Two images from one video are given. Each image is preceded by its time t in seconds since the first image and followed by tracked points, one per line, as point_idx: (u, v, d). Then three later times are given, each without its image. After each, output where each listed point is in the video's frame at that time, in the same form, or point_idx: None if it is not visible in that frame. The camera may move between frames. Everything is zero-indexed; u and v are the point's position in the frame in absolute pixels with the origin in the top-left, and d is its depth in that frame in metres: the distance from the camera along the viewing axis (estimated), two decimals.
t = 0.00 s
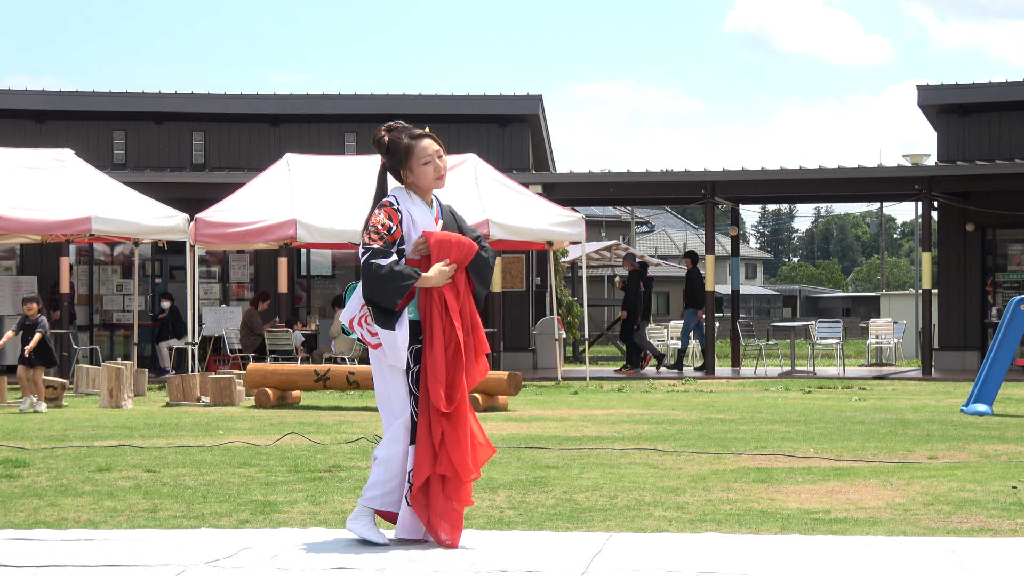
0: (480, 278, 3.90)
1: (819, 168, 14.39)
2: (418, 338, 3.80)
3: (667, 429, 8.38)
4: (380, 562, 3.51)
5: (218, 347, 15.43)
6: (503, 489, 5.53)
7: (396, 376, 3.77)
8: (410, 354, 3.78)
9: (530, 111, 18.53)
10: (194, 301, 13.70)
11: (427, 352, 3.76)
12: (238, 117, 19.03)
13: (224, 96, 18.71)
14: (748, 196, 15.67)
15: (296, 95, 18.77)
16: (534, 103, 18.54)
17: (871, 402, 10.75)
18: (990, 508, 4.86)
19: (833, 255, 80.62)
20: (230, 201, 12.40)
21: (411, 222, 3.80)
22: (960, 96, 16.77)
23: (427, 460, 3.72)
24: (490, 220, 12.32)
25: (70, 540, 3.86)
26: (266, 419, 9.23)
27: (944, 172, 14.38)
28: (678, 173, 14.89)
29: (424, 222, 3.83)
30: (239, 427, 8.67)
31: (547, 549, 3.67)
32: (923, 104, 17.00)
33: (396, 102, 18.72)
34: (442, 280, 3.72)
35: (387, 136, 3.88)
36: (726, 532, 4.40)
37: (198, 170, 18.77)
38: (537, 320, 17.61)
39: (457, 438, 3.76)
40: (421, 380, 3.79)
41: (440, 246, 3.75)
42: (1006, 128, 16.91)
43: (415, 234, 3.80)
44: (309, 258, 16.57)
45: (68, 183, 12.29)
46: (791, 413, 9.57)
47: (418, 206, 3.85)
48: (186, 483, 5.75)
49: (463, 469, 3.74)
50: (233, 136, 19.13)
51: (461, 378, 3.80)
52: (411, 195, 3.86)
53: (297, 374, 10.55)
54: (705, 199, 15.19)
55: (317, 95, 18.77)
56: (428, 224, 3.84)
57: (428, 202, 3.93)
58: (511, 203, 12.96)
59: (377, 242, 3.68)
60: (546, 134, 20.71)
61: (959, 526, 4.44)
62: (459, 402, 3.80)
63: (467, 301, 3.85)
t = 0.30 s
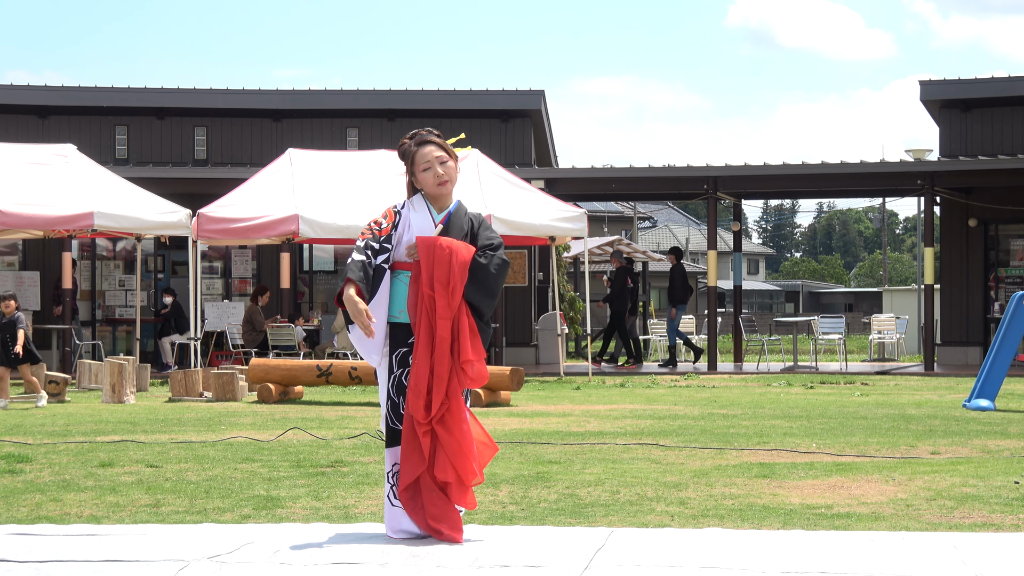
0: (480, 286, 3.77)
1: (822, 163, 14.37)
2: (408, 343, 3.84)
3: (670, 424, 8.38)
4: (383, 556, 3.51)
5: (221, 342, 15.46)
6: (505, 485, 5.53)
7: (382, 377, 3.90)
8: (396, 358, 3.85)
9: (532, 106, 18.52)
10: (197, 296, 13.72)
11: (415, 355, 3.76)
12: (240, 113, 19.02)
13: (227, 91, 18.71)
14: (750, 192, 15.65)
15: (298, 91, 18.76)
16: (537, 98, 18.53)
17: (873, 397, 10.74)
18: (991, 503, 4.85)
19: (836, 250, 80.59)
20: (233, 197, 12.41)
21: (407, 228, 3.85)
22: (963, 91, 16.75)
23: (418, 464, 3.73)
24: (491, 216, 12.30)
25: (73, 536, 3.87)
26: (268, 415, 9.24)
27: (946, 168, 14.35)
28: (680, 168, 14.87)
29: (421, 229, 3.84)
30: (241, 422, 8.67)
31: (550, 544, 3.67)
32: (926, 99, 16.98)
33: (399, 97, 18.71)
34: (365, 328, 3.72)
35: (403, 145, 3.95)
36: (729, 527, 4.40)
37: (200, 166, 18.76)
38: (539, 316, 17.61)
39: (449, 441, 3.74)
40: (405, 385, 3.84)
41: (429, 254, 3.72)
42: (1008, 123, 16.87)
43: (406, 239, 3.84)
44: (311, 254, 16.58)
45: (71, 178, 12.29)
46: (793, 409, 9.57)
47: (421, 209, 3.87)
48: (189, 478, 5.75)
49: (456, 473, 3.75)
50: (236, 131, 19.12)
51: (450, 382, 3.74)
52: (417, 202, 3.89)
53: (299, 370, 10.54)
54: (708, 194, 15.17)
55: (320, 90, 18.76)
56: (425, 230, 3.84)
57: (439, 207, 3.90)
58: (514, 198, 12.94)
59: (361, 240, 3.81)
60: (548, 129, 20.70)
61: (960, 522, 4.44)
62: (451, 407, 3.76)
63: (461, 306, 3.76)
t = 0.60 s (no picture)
0: (466, 286, 3.62)
1: (823, 158, 14.36)
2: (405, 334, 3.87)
3: (671, 419, 8.38)
4: (384, 551, 3.51)
5: (222, 337, 15.47)
6: (507, 480, 5.54)
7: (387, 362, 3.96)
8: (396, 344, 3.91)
9: (534, 101, 18.51)
10: (198, 291, 13.70)
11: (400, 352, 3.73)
12: (242, 107, 19.01)
13: (228, 86, 18.68)
14: (752, 187, 15.63)
15: (299, 85, 18.74)
16: (539, 93, 18.52)
17: (874, 392, 10.74)
18: (992, 498, 4.85)
19: (837, 245, 80.62)
20: (234, 192, 12.41)
21: (413, 217, 3.90)
22: (965, 86, 16.72)
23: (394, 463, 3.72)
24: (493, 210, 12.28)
25: (74, 531, 3.87)
26: (270, 410, 9.24)
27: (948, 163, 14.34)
28: (682, 163, 14.86)
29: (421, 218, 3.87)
30: (242, 417, 8.67)
31: (552, 539, 3.67)
32: (927, 95, 16.95)
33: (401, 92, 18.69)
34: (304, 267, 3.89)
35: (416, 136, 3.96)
36: (731, 522, 4.40)
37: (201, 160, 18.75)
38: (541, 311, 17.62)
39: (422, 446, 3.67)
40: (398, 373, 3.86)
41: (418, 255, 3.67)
42: (1010, 118, 16.84)
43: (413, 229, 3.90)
44: (313, 249, 16.58)
45: (72, 173, 12.28)
46: (794, 403, 9.57)
47: (429, 199, 3.91)
48: (191, 473, 5.76)
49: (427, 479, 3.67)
50: (237, 126, 19.11)
51: (422, 388, 3.64)
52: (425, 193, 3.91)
53: (300, 364, 10.55)
54: (710, 189, 15.15)
55: (321, 84, 18.74)
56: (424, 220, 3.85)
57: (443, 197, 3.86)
58: (516, 193, 12.92)
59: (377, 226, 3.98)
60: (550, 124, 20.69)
61: (962, 516, 4.44)
62: (429, 411, 3.66)
63: (447, 308, 3.66)
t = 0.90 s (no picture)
0: (460, 280, 3.59)
1: (824, 154, 14.34)
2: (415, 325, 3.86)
3: (672, 415, 8.38)
4: (386, 547, 3.51)
5: (223, 333, 15.48)
6: (508, 475, 5.54)
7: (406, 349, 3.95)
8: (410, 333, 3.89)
9: (535, 96, 18.50)
10: (198, 286, 13.69)
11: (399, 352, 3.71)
12: (242, 103, 18.99)
13: (228, 81, 18.66)
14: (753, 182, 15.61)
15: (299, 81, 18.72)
16: (540, 89, 18.51)
17: (875, 388, 10.75)
18: (993, 493, 4.85)
19: (838, 240, 80.64)
20: (234, 187, 12.40)
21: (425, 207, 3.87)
22: (966, 82, 16.70)
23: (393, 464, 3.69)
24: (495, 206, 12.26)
25: (75, 526, 3.87)
26: (270, 405, 9.25)
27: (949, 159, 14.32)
28: (682, 158, 14.85)
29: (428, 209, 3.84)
30: (243, 412, 8.68)
31: (552, 535, 3.67)
32: (928, 90, 16.94)
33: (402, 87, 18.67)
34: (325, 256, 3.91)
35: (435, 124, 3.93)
36: (731, 517, 4.40)
37: (202, 156, 18.74)
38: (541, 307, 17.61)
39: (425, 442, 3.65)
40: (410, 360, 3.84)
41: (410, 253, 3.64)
42: (1011, 113, 16.82)
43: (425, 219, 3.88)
44: (314, 245, 16.59)
45: (72, 169, 12.27)
46: (795, 399, 9.57)
47: (441, 188, 3.87)
48: (191, 469, 5.76)
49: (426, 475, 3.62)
50: (238, 122, 19.09)
51: (421, 384, 3.62)
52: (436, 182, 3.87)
53: (300, 360, 10.55)
54: (710, 185, 15.14)
55: (322, 80, 18.71)
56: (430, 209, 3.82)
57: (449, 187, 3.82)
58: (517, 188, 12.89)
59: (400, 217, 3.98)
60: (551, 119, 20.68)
61: (963, 512, 4.44)
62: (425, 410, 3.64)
63: (445, 305, 3.66)
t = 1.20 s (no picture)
0: (453, 274, 3.58)
1: (824, 149, 14.34)
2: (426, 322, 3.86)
3: (673, 411, 8.38)
4: (388, 543, 3.51)
5: (223, 330, 15.51)
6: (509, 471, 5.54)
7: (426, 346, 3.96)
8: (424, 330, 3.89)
9: (536, 93, 18.50)
10: (200, 284, 13.68)
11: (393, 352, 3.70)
12: (243, 99, 18.98)
13: (229, 77, 18.64)
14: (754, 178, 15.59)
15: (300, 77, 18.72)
16: (541, 85, 18.51)
17: (875, 383, 10.75)
18: (993, 489, 4.85)
19: (839, 236, 80.64)
20: (235, 183, 12.41)
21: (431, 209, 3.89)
22: (967, 77, 16.68)
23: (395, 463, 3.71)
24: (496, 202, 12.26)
25: (75, 523, 3.87)
26: (271, 402, 9.25)
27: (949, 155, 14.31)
28: (683, 154, 14.85)
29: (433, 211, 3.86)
30: (244, 409, 8.68)
31: (553, 531, 3.67)
32: (929, 86, 16.94)
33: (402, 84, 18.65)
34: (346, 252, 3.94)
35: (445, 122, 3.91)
36: (732, 513, 4.41)
37: (202, 152, 18.73)
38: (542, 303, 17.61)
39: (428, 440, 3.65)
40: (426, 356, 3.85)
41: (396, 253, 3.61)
42: (1012, 109, 16.79)
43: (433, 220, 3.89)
44: (314, 241, 16.59)
45: (73, 165, 12.26)
46: (796, 395, 9.57)
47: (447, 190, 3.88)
48: (192, 465, 5.76)
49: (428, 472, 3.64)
50: (238, 118, 19.08)
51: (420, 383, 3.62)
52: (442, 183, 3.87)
53: (301, 357, 10.54)
54: (711, 181, 15.13)
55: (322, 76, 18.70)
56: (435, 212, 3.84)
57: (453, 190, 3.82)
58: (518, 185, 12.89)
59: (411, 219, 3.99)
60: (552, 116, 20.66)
61: (963, 507, 4.44)
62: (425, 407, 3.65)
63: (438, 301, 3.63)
